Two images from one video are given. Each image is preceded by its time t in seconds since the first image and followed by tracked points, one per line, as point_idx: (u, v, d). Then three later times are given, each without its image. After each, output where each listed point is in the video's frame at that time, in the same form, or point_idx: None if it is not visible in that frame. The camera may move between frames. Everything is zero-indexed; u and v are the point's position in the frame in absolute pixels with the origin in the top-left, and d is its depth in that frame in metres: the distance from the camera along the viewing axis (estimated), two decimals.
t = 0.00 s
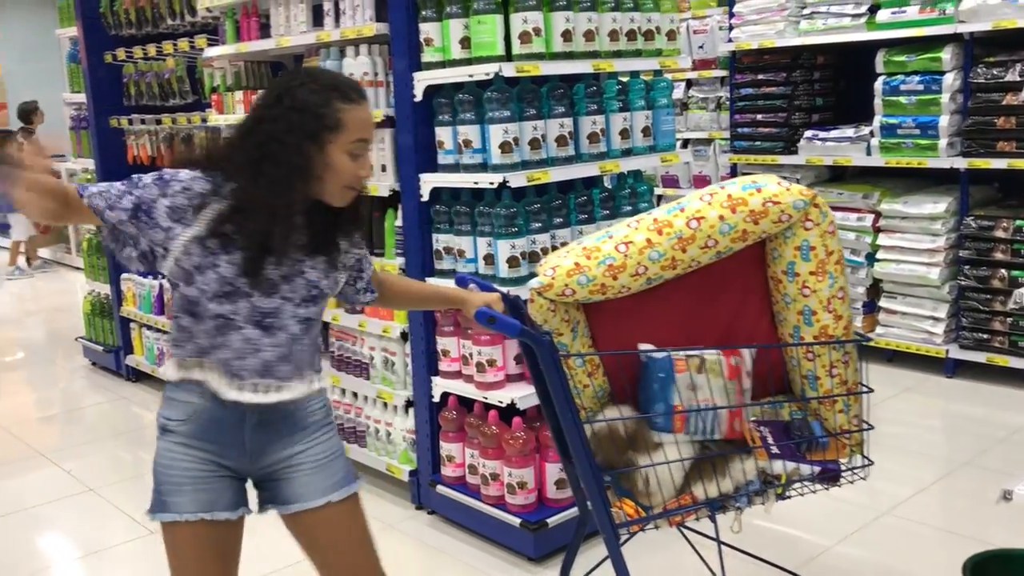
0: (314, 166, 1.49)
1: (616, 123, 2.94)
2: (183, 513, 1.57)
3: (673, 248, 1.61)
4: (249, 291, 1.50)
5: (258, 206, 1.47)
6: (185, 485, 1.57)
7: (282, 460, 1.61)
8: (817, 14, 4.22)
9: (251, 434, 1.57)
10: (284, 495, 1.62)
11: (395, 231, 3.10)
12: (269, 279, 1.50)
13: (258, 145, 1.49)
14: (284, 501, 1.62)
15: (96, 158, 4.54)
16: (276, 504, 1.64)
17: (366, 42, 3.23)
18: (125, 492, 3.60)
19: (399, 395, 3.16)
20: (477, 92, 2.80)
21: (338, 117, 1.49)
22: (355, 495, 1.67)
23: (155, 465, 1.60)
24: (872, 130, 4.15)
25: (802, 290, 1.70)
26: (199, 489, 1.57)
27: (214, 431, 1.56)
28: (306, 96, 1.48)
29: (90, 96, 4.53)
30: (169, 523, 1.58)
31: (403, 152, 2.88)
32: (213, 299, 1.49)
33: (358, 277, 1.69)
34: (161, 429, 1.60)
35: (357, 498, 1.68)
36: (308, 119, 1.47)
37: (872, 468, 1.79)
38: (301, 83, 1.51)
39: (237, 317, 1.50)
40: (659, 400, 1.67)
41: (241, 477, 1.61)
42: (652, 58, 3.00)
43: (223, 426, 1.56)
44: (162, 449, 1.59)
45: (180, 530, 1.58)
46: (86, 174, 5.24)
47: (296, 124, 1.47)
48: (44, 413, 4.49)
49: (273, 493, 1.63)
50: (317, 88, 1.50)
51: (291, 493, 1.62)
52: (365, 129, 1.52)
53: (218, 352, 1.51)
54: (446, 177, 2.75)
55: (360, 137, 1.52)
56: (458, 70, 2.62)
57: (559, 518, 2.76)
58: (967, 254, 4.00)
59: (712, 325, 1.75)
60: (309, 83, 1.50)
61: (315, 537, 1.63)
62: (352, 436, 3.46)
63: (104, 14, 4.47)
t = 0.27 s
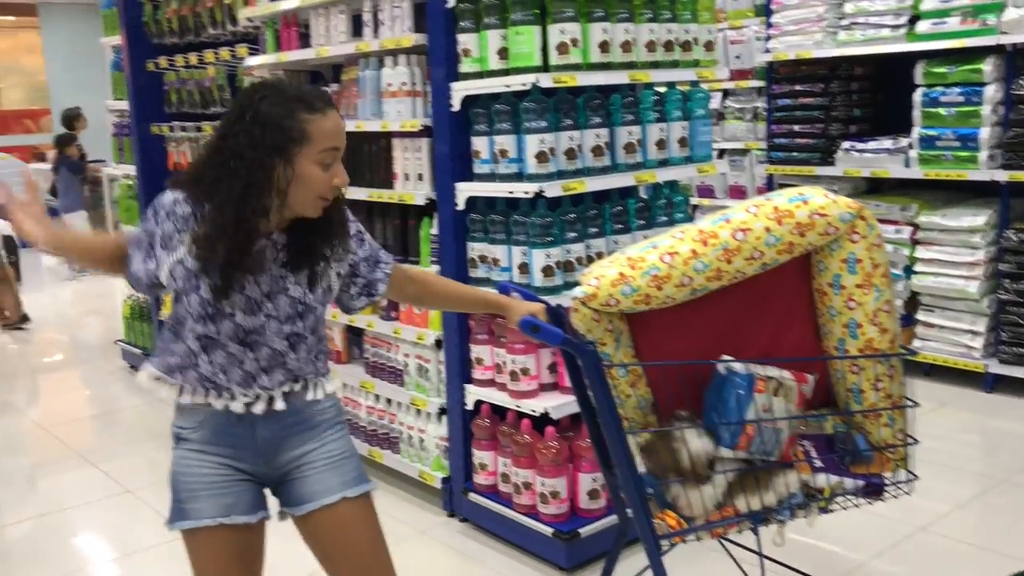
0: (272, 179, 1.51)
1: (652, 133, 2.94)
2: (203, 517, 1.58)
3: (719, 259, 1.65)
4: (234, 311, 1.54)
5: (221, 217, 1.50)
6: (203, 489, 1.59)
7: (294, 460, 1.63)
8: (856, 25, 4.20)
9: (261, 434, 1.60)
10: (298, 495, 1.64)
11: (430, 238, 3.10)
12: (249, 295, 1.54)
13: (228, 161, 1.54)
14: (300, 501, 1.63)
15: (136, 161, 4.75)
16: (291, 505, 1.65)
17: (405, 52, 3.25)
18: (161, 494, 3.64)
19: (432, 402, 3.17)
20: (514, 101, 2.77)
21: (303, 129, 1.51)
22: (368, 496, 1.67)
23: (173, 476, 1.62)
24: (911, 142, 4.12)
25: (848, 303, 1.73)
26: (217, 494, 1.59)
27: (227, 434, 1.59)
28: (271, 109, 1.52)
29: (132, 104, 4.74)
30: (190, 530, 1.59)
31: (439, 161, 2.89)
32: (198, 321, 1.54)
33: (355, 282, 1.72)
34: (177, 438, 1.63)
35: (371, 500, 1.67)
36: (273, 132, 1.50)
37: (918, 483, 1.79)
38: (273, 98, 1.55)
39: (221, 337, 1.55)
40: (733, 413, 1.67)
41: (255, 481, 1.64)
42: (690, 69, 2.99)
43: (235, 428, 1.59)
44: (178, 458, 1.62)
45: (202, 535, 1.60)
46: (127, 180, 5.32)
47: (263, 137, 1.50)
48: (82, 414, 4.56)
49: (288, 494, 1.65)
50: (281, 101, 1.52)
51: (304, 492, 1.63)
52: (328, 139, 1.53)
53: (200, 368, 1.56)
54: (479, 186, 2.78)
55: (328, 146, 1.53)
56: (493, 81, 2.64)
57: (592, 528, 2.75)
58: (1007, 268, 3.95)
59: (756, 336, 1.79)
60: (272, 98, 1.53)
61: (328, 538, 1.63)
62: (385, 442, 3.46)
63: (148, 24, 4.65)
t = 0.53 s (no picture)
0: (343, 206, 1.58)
1: (692, 141, 2.92)
2: (286, 519, 1.62)
3: (764, 269, 1.67)
4: (331, 333, 1.62)
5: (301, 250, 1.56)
6: (287, 492, 1.63)
7: (369, 459, 1.70)
8: (898, 33, 4.16)
9: (342, 436, 1.66)
10: (371, 494, 1.70)
11: (468, 245, 3.11)
12: (344, 318, 1.62)
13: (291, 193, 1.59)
14: (374, 498, 1.70)
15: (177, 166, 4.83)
16: (364, 503, 1.71)
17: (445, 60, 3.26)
18: (199, 496, 3.67)
19: (468, 409, 3.17)
20: (552, 109, 2.77)
21: (364, 157, 1.57)
22: (428, 496, 1.75)
23: (252, 480, 1.66)
24: (954, 151, 4.07)
25: (895, 313, 1.73)
26: (299, 495, 1.64)
27: (307, 437, 1.64)
28: (331, 139, 1.58)
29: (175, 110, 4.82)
30: (272, 532, 1.63)
31: (478, 169, 2.90)
32: (298, 347, 1.61)
33: (413, 280, 1.76)
34: (253, 444, 1.67)
35: (430, 499, 1.75)
36: (334, 161, 1.56)
37: (965, 497, 1.77)
38: (327, 127, 1.60)
39: (322, 359, 1.62)
40: (777, 422, 1.67)
41: (329, 482, 1.69)
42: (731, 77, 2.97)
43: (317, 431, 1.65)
44: (258, 464, 1.66)
45: (282, 536, 1.63)
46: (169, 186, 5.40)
47: (328, 167, 1.56)
48: (123, 416, 4.62)
49: (361, 493, 1.71)
50: (341, 130, 1.58)
51: (378, 488, 1.70)
52: (392, 165, 1.59)
53: (304, 396, 1.62)
54: (519, 194, 2.77)
55: (391, 170, 1.59)
56: (533, 89, 2.64)
57: (629, 537, 2.74)
58: None
59: (800, 346, 1.80)
60: (334, 127, 1.59)
61: (394, 535, 1.71)
62: (421, 448, 3.47)
63: (192, 32, 4.73)
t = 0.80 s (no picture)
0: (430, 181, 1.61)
1: (716, 143, 2.89)
2: (390, 512, 1.63)
3: (790, 270, 1.65)
4: (450, 319, 1.64)
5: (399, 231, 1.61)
6: (393, 483, 1.64)
7: (470, 450, 1.71)
8: (926, 34, 4.12)
9: (449, 428, 1.68)
10: (470, 483, 1.72)
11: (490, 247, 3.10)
12: (459, 304, 1.65)
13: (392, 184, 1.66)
14: (472, 490, 1.72)
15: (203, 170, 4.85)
16: (459, 493, 1.73)
17: (468, 62, 3.26)
18: (222, 497, 3.68)
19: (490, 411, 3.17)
20: (576, 111, 2.78)
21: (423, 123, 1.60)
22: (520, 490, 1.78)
23: (356, 471, 1.66)
24: (982, 154, 4.02)
25: (923, 317, 1.71)
26: (404, 488, 1.65)
27: (418, 430, 1.66)
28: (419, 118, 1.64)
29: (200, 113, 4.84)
30: (374, 523, 1.63)
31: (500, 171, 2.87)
32: (419, 331, 1.63)
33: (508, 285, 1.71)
34: (360, 436, 1.67)
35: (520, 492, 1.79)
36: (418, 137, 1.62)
37: (993, 503, 1.75)
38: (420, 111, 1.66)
39: (442, 345, 1.64)
40: (801, 426, 1.66)
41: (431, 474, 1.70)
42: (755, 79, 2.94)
43: (427, 423, 1.66)
44: (364, 454, 1.66)
45: (382, 528, 1.63)
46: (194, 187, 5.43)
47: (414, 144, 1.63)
48: (148, 417, 4.65)
49: (456, 484, 1.73)
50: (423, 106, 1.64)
51: (476, 480, 1.72)
52: (463, 133, 1.59)
53: (423, 381, 1.63)
54: (545, 196, 2.73)
55: (445, 137, 1.59)
56: (556, 91, 2.62)
57: (651, 541, 2.72)
58: None
59: (825, 349, 1.78)
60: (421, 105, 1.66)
61: (481, 527, 1.74)
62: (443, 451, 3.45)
63: (217, 35, 4.76)
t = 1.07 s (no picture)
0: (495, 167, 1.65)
1: (717, 144, 2.90)
2: (461, 486, 1.64)
3: (790, 271, 1.66)
4: (508, 303, 1.67)
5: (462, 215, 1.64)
6: (460, 459, 1.65)
7: (521, 436, 1.74)
8: (927, 34, 4.12)
9: (507, 411, 1.70)
10: (520, 469, 1.75)
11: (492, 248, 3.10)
12: (519, 288, 1.68)
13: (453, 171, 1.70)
14: (523, 475, 1.74)
15: (206, 173, 4.86)
16: (509, 479, 1.75)
17: (468, 64, 3.26)
18: (226, 499, 3.68)
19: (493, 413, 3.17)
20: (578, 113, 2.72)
21: (491, 111, 1.65)
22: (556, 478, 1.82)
23: (418, 450, 1.68)
24: (984, 152, 4.02)
25: (923, 316, 1.71)
26: (470, 463, 1.66)
27: (477, 410, 1.68)
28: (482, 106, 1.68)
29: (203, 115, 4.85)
30: (446, 498, 1.64)
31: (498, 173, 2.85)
32: (480, 315, 1.66)
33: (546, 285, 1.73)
34: (419, 417, 1.69)
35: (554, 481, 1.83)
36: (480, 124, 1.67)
37: (995, 502, 1.75)
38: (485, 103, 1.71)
39: (503, 328, 1.68)
40: (801, 424, 1.67)
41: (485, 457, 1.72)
42: (755, 79, 2.94)
43: (486, 402, 1.68)
44: (425, 435, 1.68)
45: (457, 502, 1.64)
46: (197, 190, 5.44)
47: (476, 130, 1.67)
48: (152, 419, 4.66)
49: (507, 469, 1.75)
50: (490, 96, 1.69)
51: (527, 466, 1.75)
52: (521, 121, 1.63)
53: (489, 360, 1.67)
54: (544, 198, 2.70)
55: (512, 124, 1.63)
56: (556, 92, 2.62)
57: (653, 542, 2.71)
58: None
59: (826, 349, 1.78)
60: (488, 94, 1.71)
61: (519, 514, 1.77)
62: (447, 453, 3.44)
63: (219, 38, 4.77)
